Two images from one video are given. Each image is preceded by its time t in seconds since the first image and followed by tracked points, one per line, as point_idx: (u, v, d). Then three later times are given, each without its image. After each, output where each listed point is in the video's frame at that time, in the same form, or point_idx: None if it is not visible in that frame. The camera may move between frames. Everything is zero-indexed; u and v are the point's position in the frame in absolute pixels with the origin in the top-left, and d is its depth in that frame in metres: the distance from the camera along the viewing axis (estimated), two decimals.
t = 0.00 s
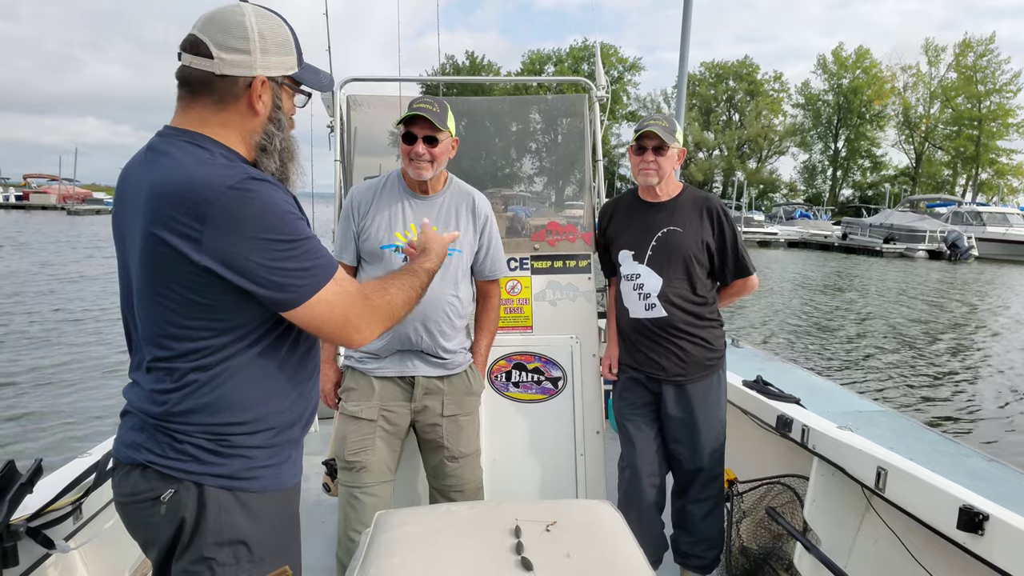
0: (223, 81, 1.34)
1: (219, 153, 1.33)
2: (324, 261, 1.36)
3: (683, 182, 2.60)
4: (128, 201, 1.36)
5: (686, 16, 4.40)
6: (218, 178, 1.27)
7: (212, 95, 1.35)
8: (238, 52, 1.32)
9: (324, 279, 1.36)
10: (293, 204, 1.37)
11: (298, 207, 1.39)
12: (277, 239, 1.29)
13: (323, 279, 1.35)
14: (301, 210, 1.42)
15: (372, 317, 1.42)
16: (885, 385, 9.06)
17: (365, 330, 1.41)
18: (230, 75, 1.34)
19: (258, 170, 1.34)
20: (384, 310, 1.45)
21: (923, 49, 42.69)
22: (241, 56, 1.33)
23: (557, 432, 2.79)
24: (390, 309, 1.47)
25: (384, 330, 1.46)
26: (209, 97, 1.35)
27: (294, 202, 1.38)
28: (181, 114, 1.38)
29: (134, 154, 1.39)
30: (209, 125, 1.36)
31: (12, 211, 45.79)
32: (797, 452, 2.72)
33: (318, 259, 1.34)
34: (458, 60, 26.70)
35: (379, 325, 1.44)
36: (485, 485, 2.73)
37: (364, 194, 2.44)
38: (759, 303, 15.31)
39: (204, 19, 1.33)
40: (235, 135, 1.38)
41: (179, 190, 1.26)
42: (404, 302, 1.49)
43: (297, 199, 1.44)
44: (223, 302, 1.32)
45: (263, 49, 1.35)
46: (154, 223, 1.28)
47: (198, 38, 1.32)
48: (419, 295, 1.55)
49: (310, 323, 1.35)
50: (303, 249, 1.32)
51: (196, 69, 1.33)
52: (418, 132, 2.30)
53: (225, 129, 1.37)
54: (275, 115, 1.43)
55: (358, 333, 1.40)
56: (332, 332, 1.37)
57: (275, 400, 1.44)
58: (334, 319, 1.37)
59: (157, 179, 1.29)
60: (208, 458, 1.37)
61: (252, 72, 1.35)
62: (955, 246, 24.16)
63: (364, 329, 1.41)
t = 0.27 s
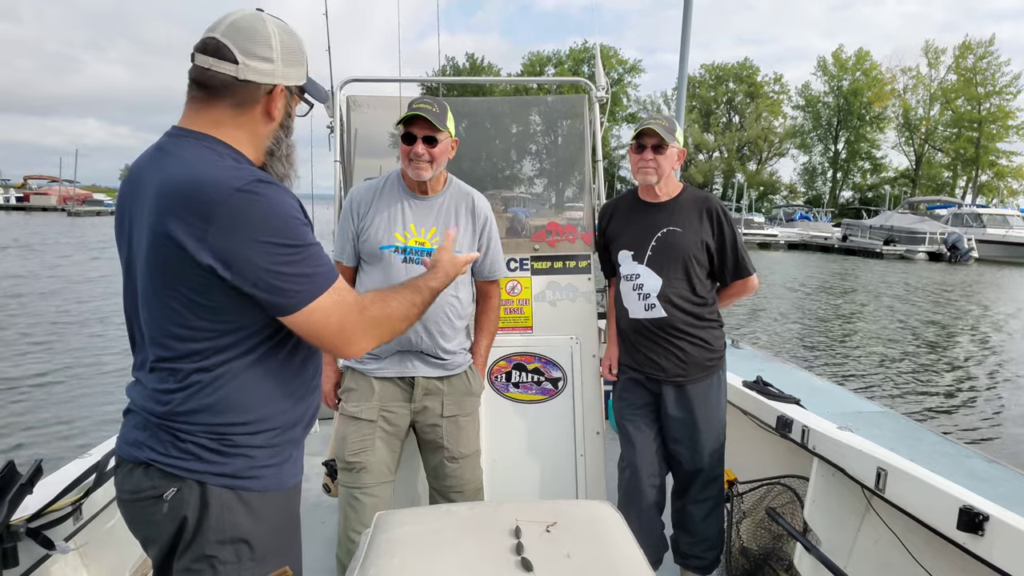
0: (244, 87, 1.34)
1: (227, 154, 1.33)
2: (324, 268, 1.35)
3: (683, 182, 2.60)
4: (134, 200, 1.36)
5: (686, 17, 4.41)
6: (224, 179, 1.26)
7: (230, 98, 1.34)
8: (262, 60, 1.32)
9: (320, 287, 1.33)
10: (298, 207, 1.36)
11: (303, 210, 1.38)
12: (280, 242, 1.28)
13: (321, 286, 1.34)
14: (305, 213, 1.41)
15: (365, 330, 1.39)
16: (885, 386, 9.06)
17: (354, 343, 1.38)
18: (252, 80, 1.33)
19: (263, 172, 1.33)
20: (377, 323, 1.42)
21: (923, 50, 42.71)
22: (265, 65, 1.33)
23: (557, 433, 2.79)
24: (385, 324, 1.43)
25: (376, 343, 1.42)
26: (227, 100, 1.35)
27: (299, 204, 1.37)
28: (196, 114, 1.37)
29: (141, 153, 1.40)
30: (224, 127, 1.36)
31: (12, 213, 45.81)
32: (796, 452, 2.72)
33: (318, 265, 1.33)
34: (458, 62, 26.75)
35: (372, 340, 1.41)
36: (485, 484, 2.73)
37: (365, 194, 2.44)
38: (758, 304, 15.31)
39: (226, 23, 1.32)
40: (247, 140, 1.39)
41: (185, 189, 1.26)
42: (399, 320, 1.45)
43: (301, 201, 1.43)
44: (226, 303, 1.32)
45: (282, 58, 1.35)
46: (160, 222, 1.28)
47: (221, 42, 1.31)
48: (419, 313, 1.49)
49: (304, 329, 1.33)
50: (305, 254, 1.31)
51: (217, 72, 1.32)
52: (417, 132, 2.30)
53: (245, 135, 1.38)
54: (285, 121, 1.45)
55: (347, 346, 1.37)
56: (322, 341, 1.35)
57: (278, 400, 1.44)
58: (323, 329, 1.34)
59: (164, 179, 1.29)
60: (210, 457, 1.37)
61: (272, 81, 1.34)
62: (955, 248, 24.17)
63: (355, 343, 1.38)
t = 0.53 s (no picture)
0: (245, 85, 1.34)
1: (231, 153, 1.33)
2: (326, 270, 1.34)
3: (683, 182, 2.60)
4: (140, 199, 1.36)
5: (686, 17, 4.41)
6: (228, 178, 1.26)
7: (231, 98, 1.35)
8: (261, 58, 1.32)
9: (318, 290, 1.32)
10: (302, 208, 1.36)
11: (306, 211, 1.37)
12: (284, 243, 1.27)
13: (320, 288, 1.32)
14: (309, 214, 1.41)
15: (365, 336, 1.39)
16: (885, 386, 9.05)
17: (352, 347, 1.37)
18: (252, 78, 1.33)
19: (267, 172, 1.32)
20: (379, 332, 1.42)
21: (923, 50, 42.70)
22: (264, 62, 1.33)
23: (556, 432, 2.79)
24: (386, 336, 1.44)
25: (374, 355, 1.42)
26: (228, 99, 1.35)
27: (303, 205, 1.36)
28: (198, 114, 1.36)
29: (146, 153, 1.40)
30: (225, 126, 1.36)
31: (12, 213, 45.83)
32: (796, 452, 2.72)
33: (320, 268, 1.32)
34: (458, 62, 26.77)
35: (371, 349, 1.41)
36: (485, 484, 2.73)
37: (365, 194, 2.44)
38: (759, 304, 15.31)
39: (225, 22, 1.32)
40: (248, 139, 1.39)
41: (191, 188, 1.26)
42: (402, 333, 1.47)
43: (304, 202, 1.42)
44: (230, 303, 1.31)
45: (282, 55, 1.35)
46: (165, 221, 1.28)
47: (220, 41, 1.31)
48: (423, 333, 1.51)
49: (300, 331, 1.32)
50: (307, 256, 1.30)
51: (217, 71, 1.32)
52: (417, 132, 2.30)
53: (245, 132, 1.38)
54: (286, 118, 1.45)
55: (344, 349, 1.36)
56: (319, 343, 1.33)
57: (282, 400, 1.43)
58: (318, 329, 1.32)
59: (169, 178, 1.29)
60: (216, 456, 1.37)
61: (272, 77, 1.34)
62: (955, 248, 24.17)
63: (354, 347, 1.37)
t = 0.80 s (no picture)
0: (244, 86, 1.34)
1: (231, 155, 1.34)
2: (325, 273, 1.34)
3: (683, 182, 2.60)
4: (139, 201, 1.36)
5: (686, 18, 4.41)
6: (226, 180, 1.26)
7: (230, 99, 1.35)
8: (260, 59, 1.32)
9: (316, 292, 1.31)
10: (300, 210, 1.36)
11: (305, 214, 1.37)
12: (282, 245, 1.28)
13: (318, 290, 1.32)
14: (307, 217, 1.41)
15: (365, 340, 1.40)
16: (886, 386, 9.05)
17: (352, 350, 1.37)
18: (250, 79, 1.33)
19: (266, 174, 1.33)
20: (379, 336, 1.44)
21: (923, 51, 42.74)
22: (263, 63, 1.33)
23: (557, 433, 2.79)
24: (386, 339, 1.45)
25: (374, 359, 1.43)
26: (226, 100, 1.35)
27: (301, 207, 1.37)
28: (197, 115, 1.37)
29: (145, 155, 1.40)
30: (225, 127, 1.36)
31: (12, 214, 45.86)
32: (797, 452, 2.72)
33: (318, 271, 1.32)
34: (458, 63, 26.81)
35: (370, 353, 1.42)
36: (485, 485, 2.73)
37: (365, 195, 2.45)
38: (758, 305, 15.32)
39: (222, 22, 1.31)
40: (246, 139, 1.39)
41: (189, 190, 1.26)
42: (403, 336, 1.49)
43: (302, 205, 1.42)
44: (229, 304, 1.31)
45: (280, 56, 1.35)
46: (164, 223, 1.28)
47: (217, 42, 1.31)
48: (424, 336, 1.54)
49: (298, 334, 1.31)
50: (305, 258, 1.30)
51: (215, 72, 1.32)
52: (417, 133, 2.31)
53: (244, 133, 1.38)
54: (285, 118, 1.45)
55: (343, 353, 1.36)
56: (316, 346, 1.33)
57: (281, 401, 1.44)
58: (317, 332, 1.32)
59: (169, 180, 1.29)
60: (216, 458, 1.37)
61: (271, 78, 1.35)
62: (955, 248, 24.18)
63: (354, 351, 1.38)
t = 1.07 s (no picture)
0: (241, 84, 1.34)
1: (228, 154, 1.33)
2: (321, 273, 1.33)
3: (682, 182, 2.59)
4: (137, 201, 1.36)
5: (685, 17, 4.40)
6: (222, 178, 1.26)
7: (227, 97, 1.35)
8: (256, 57, 1.32)
9: (311, 292, 1.31)
10: (296, 208, 1.35)
11: (301, 213, 1.37)
12: (277, 243, 1.27)
13: (314, 290, 1.31)
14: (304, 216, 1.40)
15: (362, 341, 1.40)
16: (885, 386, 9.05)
17: (349, 351, 1.37)
18: (247, 78, 1.33)
19: (262, 173, 1.32)
20: (377, 337, 1.43)
21: (923, 50, 42.73)
22: (260, 61, 1.33)
23: (557, 433, 2.79)
24: (384, 340, 1.45)
25: (371, 359, 1.43)
26: (224, 99, 1.35)
27: (297, 206, 1.36)
28: (194, 114, 1.36)
29: (141, 155, 1.40)
30: (223, 126, 1.36)
31: (12, 213, 45.84)
32: (797, 452, 2.72)
33: (314, 271, 1.32)
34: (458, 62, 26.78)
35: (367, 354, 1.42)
36: (485, 484, 2.73)
37: (364, 194, 2.44)
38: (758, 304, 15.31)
39: (218, 21, 1.31)
40: (244, 137, 1.39)
41: (186, 188, 1.26)
42: (401, 337, 1.49)
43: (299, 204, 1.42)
44: (225, 304, 1.31)
45: (277, 54, 1.35)
46: (161, 223, 1.28)
47: (214, 40, 1.30)
48: (423, 337, 1.54)
49: (293, 333, 1.31)
50: (301, 257, 1.30)
51: (212, 71, 1.31)
52: (417, 132, 2.30)
53: (242, 131, 1.38)
54: (283, 116, 1.45)
55: (341, 354, 1.36)
56: (313, 347, 1.32)
57: (279, 401, 1.43)
58: (315, 334, 1.32)
59: (165, 179, 1.29)
60: (213, 458, 1.37)
61: (268, 76, 1.34)
62: (955, 247, 24.17)
63: (351, 351, 1.38)
